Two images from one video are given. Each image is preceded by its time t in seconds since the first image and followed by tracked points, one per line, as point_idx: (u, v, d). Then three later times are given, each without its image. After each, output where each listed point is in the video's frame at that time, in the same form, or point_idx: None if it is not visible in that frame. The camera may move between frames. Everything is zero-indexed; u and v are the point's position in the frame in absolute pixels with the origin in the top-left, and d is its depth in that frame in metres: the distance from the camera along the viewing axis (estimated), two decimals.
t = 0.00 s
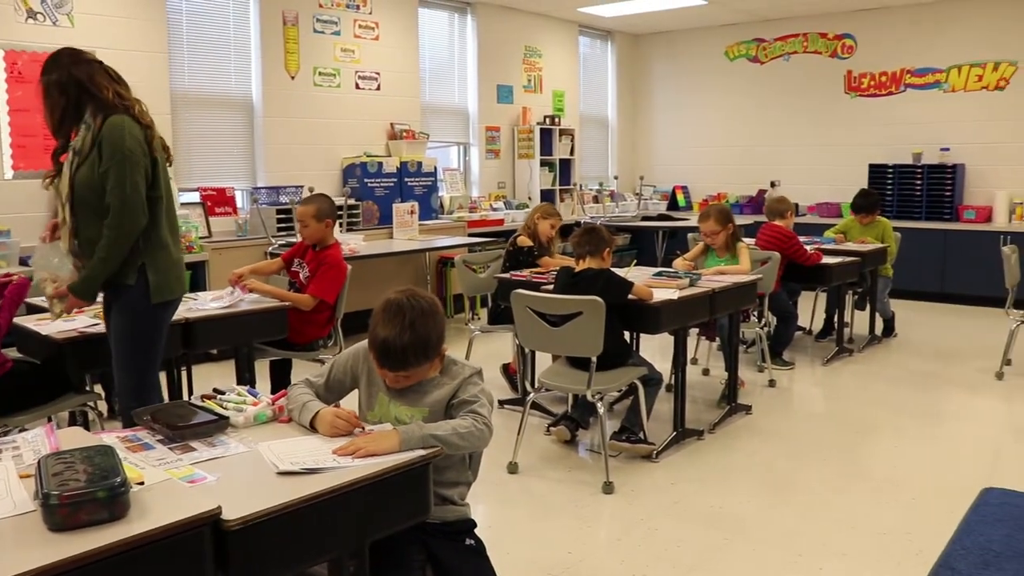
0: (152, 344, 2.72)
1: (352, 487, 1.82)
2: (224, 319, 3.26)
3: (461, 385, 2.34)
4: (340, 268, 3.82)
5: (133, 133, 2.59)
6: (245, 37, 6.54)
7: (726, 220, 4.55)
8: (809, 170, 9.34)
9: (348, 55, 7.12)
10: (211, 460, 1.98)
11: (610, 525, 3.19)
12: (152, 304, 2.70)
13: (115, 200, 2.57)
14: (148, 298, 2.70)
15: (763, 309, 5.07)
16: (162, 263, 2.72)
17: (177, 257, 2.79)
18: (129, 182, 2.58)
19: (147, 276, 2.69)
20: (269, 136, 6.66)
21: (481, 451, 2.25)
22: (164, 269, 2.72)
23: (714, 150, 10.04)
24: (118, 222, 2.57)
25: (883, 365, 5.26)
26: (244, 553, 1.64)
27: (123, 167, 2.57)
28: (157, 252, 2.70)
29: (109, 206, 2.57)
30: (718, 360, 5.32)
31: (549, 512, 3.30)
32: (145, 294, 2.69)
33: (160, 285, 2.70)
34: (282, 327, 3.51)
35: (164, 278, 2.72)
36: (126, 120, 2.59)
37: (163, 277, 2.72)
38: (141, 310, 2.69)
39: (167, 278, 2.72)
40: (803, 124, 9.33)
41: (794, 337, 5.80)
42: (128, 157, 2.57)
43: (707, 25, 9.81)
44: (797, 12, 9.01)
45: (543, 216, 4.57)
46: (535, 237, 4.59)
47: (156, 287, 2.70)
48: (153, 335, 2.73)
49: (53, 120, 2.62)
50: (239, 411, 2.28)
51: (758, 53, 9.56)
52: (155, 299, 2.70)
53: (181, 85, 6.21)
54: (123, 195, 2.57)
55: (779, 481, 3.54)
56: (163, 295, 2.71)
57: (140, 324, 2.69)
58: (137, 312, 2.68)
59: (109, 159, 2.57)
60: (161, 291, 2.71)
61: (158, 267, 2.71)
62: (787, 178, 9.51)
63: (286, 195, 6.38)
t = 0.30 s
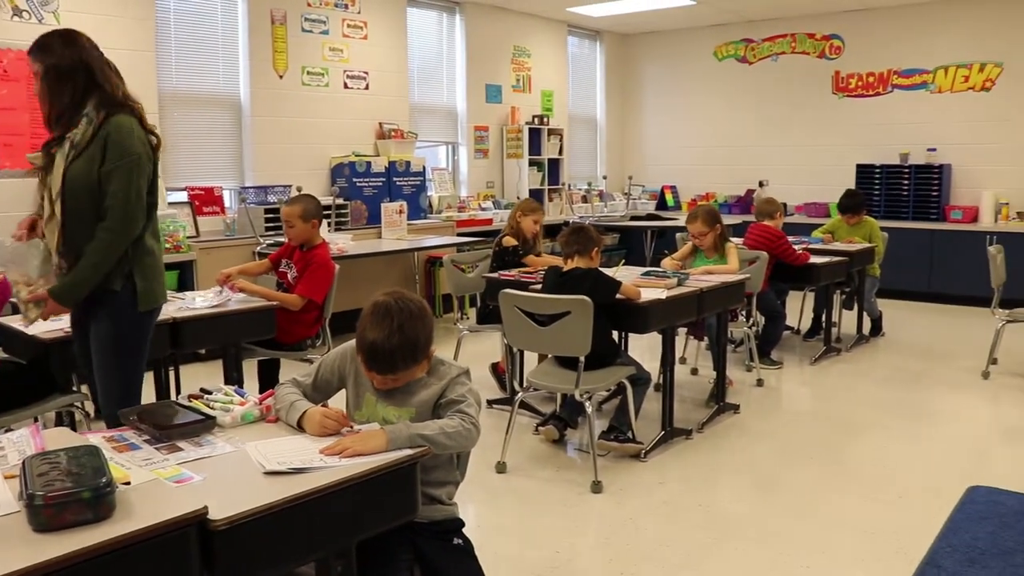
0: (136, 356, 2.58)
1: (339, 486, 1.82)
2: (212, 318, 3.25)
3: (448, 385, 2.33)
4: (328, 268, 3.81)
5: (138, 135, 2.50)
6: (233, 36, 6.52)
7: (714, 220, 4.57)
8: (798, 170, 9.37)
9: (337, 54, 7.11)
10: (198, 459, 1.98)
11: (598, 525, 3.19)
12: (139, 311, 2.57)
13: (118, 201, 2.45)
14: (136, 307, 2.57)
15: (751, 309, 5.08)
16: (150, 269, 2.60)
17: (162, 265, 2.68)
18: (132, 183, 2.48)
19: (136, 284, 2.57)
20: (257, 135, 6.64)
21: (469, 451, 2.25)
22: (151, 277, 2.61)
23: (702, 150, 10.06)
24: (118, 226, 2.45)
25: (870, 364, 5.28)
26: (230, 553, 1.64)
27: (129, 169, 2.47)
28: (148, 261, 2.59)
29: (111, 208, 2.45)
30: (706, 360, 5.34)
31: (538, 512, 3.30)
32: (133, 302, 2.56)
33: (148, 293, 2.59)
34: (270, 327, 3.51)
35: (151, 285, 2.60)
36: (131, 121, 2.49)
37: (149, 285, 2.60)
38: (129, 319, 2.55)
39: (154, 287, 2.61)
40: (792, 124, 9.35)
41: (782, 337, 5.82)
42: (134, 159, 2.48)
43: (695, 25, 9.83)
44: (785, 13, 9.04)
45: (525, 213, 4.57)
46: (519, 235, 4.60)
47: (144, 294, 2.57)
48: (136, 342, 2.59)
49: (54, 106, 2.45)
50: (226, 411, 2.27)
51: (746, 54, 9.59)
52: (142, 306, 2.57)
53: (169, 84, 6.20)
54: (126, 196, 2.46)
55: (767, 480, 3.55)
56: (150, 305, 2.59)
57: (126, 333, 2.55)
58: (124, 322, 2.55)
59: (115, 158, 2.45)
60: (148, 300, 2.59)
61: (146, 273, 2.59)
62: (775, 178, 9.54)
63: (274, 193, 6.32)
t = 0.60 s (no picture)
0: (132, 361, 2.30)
1: (325, 488, 1.82)
2: (198, 318, 3.25)
3: (434, 386, 2.33)
4: (315, 268, 3.81)
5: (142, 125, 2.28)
6: (221, 35, 6.50)
7: (702, 220, 4.58)
8: (785, 172, 9.40)
9: (324, 54, 7.10)
10: (183, 461, 1.97)
11: (585, 526, 3.19)
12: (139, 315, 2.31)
13: (137, 200, 2.22)
14: (136, 310, 2.30)
15: (738, 310, 5.10)
16: (144, 270, 2.34)
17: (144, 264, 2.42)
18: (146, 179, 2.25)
19: (134, 287, 2.30)
20: (244, 135, 6.62)
21: (455, 452, 2.25)
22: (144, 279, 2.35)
23: (691, 151, 10.07)
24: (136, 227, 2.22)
25: (856, 365, 5.31)
26: (216, 555, 1.63)
27: (143, 163, 2.24)
28: (143, 262, 2.34)
29: (130, 208, 2.20)
30: (693, 361, 5.35)
31: (525, 513, 3.30)
32: (134, 306, 2.29)
33: (145, 295, 2.34)
34: (256, 327, 3.50)
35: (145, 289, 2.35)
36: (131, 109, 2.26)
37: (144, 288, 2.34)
38: (133, 324, 2.28)
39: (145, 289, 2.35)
40: (781, 125, 9.38)
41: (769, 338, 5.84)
42: (146, 153, 2.25)
43: (684, 26, 9.85)
44: (773, 14, 9.06)
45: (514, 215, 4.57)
46: (508, 237, 4.60)
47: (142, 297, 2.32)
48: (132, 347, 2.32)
49: (59, 95, 2.16)
50: (211, 412, 2.26)
51: (734, 55, 9.61)
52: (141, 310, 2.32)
53: (156, 83, 6.18)
54: (141, 191, 2.23)
55: (754, 481, 3.56)
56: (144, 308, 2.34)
57: (128, 338, 2.27)
58: (128, 327, 2.27)
59: (130, 151, 2.21)
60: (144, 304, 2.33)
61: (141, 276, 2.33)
62: (762, 179, 9.57)
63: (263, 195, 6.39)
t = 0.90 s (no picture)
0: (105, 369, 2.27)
1: (309, 490, 1.81)
2: (182, 321, 3.23)
3: (420, 388, 2.33)
4: (301, 270, 3.80)
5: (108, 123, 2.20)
6: (206, 36, 6.48)
7: (687, 221, 4.59)
8: (771, 172, 9.43)
9: (310, 55, 7.08)
10: (168, 464, 1.96)
11: (572, 526, 3.20)
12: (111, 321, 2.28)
13: (121, 207, 2.19)
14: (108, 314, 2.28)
15: (724, 311, 5.11)
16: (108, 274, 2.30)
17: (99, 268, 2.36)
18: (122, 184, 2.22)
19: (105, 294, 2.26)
20: (230, 136, 6.60)
21: (440, 454, 2.25)
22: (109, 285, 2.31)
23: (677, 152, 10.10)
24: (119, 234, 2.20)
25: (841, 365, 5.33)
26: (200, 558, 1.62)
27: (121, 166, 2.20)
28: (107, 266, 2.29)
29: (118, 217, 2.18)
30: (680, 361, 5.36)
31: (511, 514, 3.30)
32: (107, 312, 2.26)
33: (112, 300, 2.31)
34: (241, 329, 3.49)
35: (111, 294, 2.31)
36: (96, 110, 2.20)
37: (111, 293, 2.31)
38: (109, 331, 2.25)
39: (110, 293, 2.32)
40: (767, 126, 9.41)
41: (755, 338, 5.86)
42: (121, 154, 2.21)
43: (669, 28, 9.87)
44: (759, 16, 9.09)
45: (506, 219, 4.57)
46: (500, 241, 4.60)
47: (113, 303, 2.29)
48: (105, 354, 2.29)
49: (25, 94, 2.05)
50: (195, 415, 2.25)
51: (719, 56, 9.64)
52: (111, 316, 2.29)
53: (141, 85, 6.15)
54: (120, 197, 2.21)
55: (739, 481, 3.58)
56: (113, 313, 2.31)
57: (105, 346, 2.24)
58: (106, 334, 2.24)
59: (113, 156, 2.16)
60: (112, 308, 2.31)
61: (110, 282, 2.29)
62: (748, 180, 9.60)
63: (247, 195, 6.35)
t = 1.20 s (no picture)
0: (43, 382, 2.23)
1: (290, 493, 1.81)
2: (163, 324, 3.22)
3: (402, 390, 2.32)
4: (282, 274, 3.78)
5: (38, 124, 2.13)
6: (186, 38, 6.45)
7: (669, 221, 4.60)
8: (753, 172, 9.47)
9: (292, 57, 7.07)
10: (149, 468, 1.95)
11: (555, 527, 3.20)
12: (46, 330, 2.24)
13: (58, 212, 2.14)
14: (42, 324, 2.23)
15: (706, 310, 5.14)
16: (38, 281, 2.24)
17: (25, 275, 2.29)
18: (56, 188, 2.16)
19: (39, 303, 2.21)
20: (211, 138, 6.58)
21: (422, 456, 2.24)
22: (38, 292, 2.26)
23: (660, 152, 10.13)
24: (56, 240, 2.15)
25: (823, 364, 5.37)
26: (181, 563, 1.62)
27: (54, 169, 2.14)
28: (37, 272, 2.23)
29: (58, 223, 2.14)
30: (663, 361, 5.38)
31: (495, 515, 3.30)
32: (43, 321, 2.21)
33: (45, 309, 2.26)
34: (223, 333, 3.48)
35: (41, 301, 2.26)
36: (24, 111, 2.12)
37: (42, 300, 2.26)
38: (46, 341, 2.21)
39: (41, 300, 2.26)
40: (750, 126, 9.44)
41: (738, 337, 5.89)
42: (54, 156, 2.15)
43: (651, 28, 9.90)
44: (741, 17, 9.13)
45: (491, 222, 4.57)
46: (485, 243, 4.61)
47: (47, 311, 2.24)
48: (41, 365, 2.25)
49: None
50: (177, 418, 2.24)
51: (701, 57, 9.67)
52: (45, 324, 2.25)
53: (121, 87, 6.11)
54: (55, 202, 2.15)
55: (722, 480, 3.59)
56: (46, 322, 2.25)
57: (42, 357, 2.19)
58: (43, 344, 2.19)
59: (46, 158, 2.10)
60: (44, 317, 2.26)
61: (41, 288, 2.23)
62: (731, 180, 9.64)
63: (230, 198, 6.34)
